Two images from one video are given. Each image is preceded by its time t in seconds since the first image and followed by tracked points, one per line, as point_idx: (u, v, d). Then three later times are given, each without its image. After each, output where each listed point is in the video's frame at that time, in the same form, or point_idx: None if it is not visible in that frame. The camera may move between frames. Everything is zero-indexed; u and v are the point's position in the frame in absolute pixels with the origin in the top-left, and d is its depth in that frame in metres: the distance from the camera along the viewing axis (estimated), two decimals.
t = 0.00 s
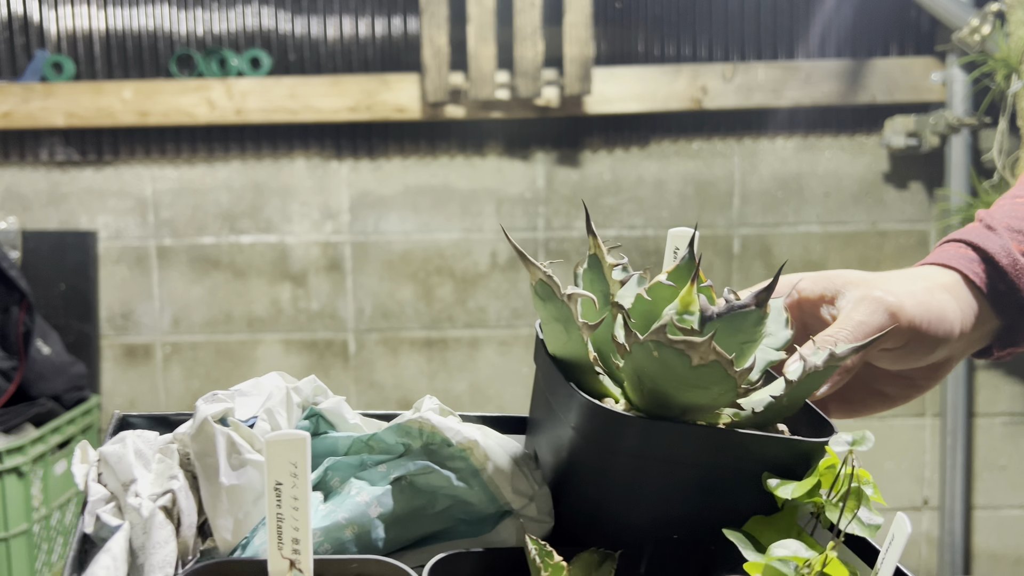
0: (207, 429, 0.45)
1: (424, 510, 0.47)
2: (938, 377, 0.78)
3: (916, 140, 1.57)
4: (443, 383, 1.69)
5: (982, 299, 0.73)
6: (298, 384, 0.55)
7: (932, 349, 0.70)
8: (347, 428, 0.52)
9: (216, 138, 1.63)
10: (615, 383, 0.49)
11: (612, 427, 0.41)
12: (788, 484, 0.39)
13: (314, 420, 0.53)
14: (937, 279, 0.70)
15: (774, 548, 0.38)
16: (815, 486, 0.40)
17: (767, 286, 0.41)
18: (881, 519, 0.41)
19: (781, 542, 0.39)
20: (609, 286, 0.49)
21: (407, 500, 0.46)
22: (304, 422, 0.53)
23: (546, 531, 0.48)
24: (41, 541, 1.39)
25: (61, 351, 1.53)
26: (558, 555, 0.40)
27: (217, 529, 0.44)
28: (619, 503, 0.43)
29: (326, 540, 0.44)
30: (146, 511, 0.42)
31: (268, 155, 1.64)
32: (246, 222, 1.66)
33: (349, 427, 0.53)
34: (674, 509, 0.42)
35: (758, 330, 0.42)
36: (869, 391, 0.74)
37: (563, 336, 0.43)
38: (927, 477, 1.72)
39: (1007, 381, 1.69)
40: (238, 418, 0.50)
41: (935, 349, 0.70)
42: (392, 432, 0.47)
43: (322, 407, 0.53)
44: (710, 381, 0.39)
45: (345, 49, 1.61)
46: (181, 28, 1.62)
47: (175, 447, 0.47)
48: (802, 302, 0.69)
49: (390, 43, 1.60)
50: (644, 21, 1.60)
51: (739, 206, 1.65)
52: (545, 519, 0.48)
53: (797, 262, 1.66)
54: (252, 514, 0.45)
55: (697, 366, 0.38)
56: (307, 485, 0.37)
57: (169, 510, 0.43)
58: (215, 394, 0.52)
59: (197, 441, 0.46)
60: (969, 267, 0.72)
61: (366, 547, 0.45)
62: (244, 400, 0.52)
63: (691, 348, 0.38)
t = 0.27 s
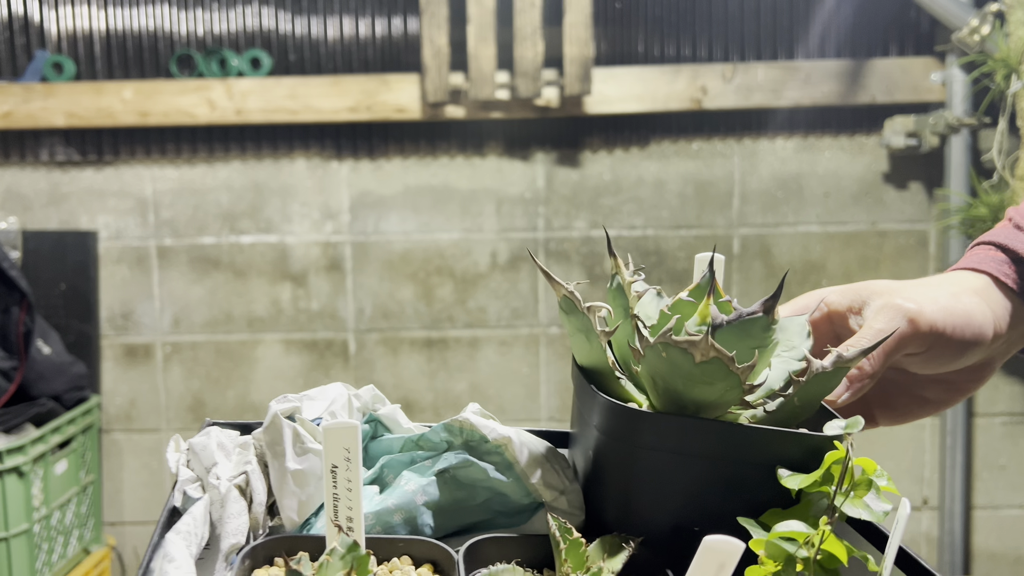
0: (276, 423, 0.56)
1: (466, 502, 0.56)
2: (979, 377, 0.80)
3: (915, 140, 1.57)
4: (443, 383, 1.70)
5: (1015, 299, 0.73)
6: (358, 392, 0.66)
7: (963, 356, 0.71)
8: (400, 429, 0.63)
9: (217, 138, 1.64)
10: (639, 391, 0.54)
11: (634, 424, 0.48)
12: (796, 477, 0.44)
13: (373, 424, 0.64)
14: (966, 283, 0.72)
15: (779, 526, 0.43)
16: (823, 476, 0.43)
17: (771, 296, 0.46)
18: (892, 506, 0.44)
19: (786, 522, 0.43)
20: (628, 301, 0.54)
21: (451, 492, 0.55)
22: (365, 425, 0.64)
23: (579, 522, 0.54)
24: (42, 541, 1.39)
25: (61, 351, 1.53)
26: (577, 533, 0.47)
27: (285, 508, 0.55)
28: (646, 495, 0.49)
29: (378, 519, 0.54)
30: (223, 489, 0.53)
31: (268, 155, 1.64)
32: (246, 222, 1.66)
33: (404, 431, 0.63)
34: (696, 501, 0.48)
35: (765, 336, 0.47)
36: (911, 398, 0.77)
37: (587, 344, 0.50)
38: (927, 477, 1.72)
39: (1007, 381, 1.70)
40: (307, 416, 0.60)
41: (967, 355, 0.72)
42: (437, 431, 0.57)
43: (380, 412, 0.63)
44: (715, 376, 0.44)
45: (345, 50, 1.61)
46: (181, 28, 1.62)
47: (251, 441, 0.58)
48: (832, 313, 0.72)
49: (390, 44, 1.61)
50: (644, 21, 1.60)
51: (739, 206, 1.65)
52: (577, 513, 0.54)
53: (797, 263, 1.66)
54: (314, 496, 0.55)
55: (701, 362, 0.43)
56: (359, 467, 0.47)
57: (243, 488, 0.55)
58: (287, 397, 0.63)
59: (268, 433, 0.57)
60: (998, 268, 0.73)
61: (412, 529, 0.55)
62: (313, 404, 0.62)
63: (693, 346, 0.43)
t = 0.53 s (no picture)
0: (324, 430, 0.56)
1: (500, 497, 0.56)
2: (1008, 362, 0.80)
3: (915, 140, 1.58)
4: (443, 383, 1.70)
5: None
6: (398, 398, 0.67)
7: (985, 340, 0.72)
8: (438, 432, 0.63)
9: (217, 138, 1.64)
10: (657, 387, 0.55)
11: (648, 421, 0.48)
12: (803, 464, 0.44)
13: (413, 427, 0.65)
14: (982, 270, 0.72)
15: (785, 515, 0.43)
16: (828, 463, 0.44)
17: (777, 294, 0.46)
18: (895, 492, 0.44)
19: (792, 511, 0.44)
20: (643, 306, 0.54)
21: (485, 487, 0.55)
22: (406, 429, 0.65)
23: (603, 512, 0.54)
24: (42, 541, 1.39)
25: (61, 351, 1.53)
26: (598, 525, 0.47)
27: (334, 507, 0.55)
28: (661, 488, 0.49)
29: (419, 515, 0.54)
30: (279, 492, 0.54)
31: (269, 156, 1.64)
32: (246, 222, 1.66)
33: (441, 433, 0.64)
34: (710, 493, 0.48)
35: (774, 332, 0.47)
36: (929, 381, 0.78)
37: (603, 348, 0.50)
38: (927, 477, 1.73)
39: (1006, 381, 1.70)
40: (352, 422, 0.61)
41: (988, 339, 0.72)
42: (471, 431, 0.58)
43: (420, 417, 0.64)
44: (721, 376, 0.44)
45: (345, 50, 1.61)
46: (182, 28, 1.62)
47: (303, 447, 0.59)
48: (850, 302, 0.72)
49: (390, 44, 1.61)
50: (644, 22, 1.60)
51: (739, 206, 1.65)
52: (601, 501, 0.54)
53: (797, 262, 1.67)
54: (360, 495, 0.55)
55: (708, 362, 0.44)
56: (400, 468, 0.48)
57: (298, 492, 0.55)
58: (336, 408, 0.64)
59: (316, 440, 0.57)
60: (1016, 253, 0.72)
61: (449, 523, 0.55)
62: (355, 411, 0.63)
63: (699, 348, 0.44)
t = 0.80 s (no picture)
0: (338, 392, 0.59)
1: (507, 461, 0.59)
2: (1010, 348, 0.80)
3: (915, 140, 1.58)
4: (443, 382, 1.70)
5: None
6: (410, 362, 0.70)
7: (993, 322, 0.71)
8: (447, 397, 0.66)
9: (217, 138, 1.64)
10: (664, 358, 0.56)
11: (650, 391, 0.50)
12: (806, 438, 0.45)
13: (424, 392, 0.68)
14: (992, 254, 0.72)
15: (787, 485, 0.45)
16: (829, 437, 0.45)
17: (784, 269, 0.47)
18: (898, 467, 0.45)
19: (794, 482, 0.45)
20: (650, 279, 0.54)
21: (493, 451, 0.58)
22: (417, 393, 0.68)
23: (608, 480, 0.56)
24: (42, 541, 1.39)
25: (61, 351, 1.54)
26: (603, 492, 0.49)
27: (346, 466, 0.58)
28: (666, 457, 0.51)
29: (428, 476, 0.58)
30: (293, 449, 0.57)
31: (269, 156, 1.64)
32: (246, 222, 1.66)
33: (451, 397, 0.66)
34: (713, 461, 0.49)
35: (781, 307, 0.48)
36: (937, 362, 0.77)
37: (611, 319, 0.52)
38: (927, 476, 1.73)
39: (1006, 381, 1.70)
40: (364, 385, 0.64)
41: (997, 321, 0.71)
42: (480, 397, 0.60)
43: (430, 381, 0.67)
44: (727, 347, 0.46)
45: (346, 50, 1.62)
46: (182, 28, 1.62)
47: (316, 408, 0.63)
48: (858, 280, 0.69)
49: (390, 44, 1.61)
50: (644, 22, 1.61)
51: (739, 206, 1.66)
52: (606, 469, 0.56)
53: (796, 262, 1.67)
54: (372, 456, 0.58)
55: (713, 334, 0.46)
56: (411, 432, 0.51)
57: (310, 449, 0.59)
58: (347, 369, 0.67)
59: (330, 402, 0.60)
60: None
61: (457, 483, 0.59)
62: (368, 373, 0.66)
63: (705, 319, 0.45)
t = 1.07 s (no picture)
0: (335, 346, 0.61)
1: (500, 415, 0.61)
2: None
3: (915, 140, 1.58)
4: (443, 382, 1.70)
5: None
6: (413, 318, 0.70)
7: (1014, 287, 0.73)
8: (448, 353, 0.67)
9: (217, 138, 1.64)
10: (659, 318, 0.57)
11: (642, 353, 0.51)
12: (794, 404, 0.46)
13: (427, 347, 0.69)
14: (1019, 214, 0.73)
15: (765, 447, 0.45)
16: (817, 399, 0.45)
17: (778, 230, 0.46)
18: (880, 435, 0.45)
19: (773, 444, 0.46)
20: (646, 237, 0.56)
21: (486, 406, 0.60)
22: (419, 348, 0.70)
23: (596, 436, 0.61)
24: (42, 541, 1.39)
25: (61, 351, 1.54)
26: (579, 449, 0.49)
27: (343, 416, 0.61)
28: (656, 418, 0.52)
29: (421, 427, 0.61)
30: (290, 400, 0.60)
31: (269, 156, 1.64)
32: (246, 222, 1.66)
33: (453, 352, 0.67)
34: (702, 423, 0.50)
35: (773, 269, 0.47)
36: (953, 318, 0.81)
37: (602, 279, 0.53)
38: (927, 476, 1.73)
39: (1006, 381, 1.70)
40: (364, 341, 0.63)
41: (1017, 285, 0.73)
42: (475, 353, 0.61)
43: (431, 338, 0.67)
44: (711, 312, 0.46)
45: (345, 50, 1.62)
46: (182, 28, 1.62)
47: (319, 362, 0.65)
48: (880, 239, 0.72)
49: (390, 44, 1.61)
50: (644, 22, 1.61)
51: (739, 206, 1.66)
52: (596, 427, 0.61)
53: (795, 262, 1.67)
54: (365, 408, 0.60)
55: (694, 299, 0.46)
56: (400, 385, 0.54)
57: (307, 400, 0.61)
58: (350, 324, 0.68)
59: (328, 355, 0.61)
60: None
61: (449, 433, 0.61)
62: (372, 328, 0.66)
63: (686, 284, 0.46)
